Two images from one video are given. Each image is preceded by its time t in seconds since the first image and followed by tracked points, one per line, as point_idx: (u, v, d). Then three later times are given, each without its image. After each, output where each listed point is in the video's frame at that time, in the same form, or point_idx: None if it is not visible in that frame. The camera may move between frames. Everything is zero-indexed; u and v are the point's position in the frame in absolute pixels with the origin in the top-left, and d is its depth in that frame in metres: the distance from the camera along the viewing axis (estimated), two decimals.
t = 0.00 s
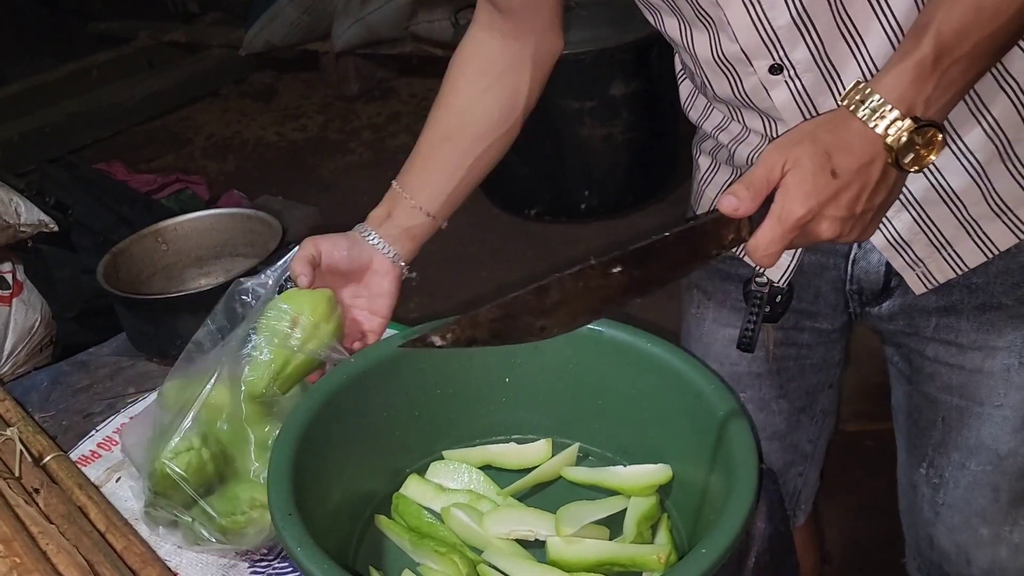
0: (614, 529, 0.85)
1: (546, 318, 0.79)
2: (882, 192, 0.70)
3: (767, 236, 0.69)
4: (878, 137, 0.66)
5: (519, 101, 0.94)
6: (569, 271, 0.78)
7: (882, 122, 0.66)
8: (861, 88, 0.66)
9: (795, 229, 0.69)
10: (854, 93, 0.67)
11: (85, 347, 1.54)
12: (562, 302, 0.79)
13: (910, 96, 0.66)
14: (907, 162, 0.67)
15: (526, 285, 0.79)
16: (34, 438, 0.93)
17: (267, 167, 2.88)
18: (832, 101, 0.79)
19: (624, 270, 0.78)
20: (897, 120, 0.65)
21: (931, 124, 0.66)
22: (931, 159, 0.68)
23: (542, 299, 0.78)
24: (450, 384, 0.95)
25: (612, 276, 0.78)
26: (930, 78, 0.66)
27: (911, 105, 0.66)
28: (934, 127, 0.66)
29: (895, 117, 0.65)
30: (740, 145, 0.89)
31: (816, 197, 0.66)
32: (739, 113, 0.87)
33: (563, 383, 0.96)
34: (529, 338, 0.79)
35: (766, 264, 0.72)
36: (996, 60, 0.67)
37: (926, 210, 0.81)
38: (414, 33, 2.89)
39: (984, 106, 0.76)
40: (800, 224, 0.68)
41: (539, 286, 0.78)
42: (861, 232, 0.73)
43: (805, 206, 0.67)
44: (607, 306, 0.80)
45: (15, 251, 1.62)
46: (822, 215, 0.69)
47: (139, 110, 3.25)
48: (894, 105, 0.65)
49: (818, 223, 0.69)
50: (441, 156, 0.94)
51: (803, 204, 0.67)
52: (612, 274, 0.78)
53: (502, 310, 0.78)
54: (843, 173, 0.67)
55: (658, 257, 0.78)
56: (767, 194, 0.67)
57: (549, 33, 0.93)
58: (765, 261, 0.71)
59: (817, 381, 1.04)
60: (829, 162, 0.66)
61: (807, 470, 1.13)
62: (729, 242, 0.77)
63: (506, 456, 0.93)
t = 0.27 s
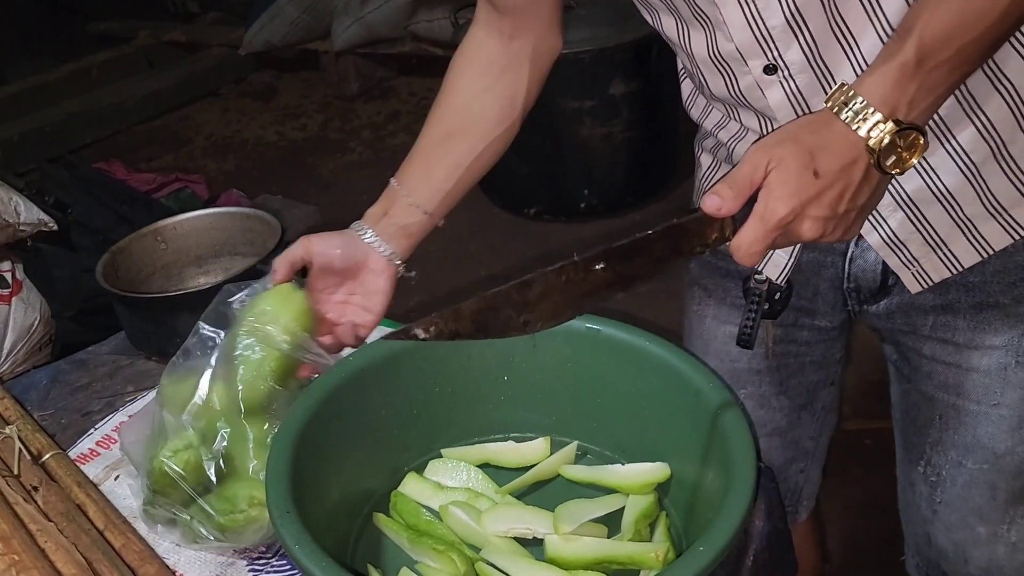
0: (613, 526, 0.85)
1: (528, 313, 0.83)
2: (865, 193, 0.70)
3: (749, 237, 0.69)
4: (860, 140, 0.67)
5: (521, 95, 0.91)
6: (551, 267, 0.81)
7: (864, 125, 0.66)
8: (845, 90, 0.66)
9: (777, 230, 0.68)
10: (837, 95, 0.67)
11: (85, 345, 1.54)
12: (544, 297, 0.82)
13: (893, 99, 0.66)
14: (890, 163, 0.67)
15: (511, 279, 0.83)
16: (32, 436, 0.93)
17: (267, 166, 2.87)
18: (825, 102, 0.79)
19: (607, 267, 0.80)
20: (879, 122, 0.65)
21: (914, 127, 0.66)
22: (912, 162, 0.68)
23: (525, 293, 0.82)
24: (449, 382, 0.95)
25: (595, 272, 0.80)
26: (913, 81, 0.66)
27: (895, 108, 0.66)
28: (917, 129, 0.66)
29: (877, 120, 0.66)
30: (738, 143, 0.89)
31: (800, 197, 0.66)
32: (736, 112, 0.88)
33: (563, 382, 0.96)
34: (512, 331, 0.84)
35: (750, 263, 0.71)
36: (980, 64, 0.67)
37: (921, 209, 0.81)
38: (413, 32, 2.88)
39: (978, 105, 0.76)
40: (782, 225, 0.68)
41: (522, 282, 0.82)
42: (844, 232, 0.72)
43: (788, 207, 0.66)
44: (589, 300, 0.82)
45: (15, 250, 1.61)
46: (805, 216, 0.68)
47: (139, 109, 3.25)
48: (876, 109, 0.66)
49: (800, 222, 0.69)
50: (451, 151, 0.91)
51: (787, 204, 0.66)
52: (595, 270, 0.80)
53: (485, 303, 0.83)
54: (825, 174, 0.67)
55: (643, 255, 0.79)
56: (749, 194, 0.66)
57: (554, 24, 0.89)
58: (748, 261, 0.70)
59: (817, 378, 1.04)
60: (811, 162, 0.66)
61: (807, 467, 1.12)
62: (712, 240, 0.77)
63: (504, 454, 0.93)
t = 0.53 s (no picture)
0: (613, 522, 0.86)
1: (536, 317, 0.78)
2: (868, 190, 0.70)
3: (753, 236, 0.69)
4: (862, 136, 0.66)
5: (474, 119, 0.88)
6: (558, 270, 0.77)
7: (865, 122, 0.66)
8: (845, 88, 0.66)
9: (780, 229, 0.69)
10: (839, 94, 0.66)
11: (87, 342, 1.55)
12: (550, 302, 0.78)
13: (894, 95, 0.66)
14: (892, 159, 0.67)
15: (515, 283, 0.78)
16: (35, 432, 0.94)
17: (269, 163, 2.88)
18: (825, 97, 0.79)
19: (613, 270, 0.78)
20: (879, 118, 0.65)
21: (914, 122, 0.66)
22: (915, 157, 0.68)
23: (532, 297, 0.78)
24: (450, 377, 0.95)
25: (600, 276, 0.77)
26: (913, 78, 0.66)
27: (895, 104, 0.66)
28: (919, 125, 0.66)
29: (878, 116, 0.65)
30: (739, 142, 0.89)
31: (801, 196, 0.67)
32: (736, 110, 0.88)
33: (564, 378, 0.96)
34: (520, 337, 0.78)
35: (757, 263, 0.72)
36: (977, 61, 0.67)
37: (924, 203, 0.81)
38: (415, 29, 2.88)
39: (978, 99, 0.76)
40: (785, 223, 0.69)
41: (528, 284, 0.77)
42: (847, 229, 0.73)
43: (789, 206, 0.67)
44: (599, 303, 0.79)
45: (17, 246, 1.62)
46: (807, 214, 0.69)
47: (140, 107, 3.25)
48: (877, 106, 0.66)
49: (803, 220, 0.69)
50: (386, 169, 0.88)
51: (788, 203, 0.67)
52: (600, 274, 0.78)
53: (492, 309, 0.78)
54: (827, 172, 0.67)
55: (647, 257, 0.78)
56: (752, 195, 0.68)
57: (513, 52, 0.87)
58: (754, 261, 0.71)
59: (818, 374, 1.04)
60: (811, 160, 0.67)
61: (807, 463, 1.13)
62: (718, 242, 0.77)
63: (505, 450, 0.94)
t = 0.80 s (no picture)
0: (616, 519, 0.86)
1: (542, 322, 0.77)
2: (871, 187, 0.70)
3: (756, 238, 0.70)
4: (863, 134, 0.67)
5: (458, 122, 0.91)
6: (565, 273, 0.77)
7: (866, 121, 0.66)
8: (845, 88, 0.67)
9: (784, 228, 0.70)
10: (839, 93, 0.67)
11: (90, 337, 1.56)
12: (557, 305, 0.77)
13: (894, 95, 0.66)
14: (894, 158, 0.67)
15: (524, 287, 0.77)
16: (41, 427, 0.94)
17: (270, 161, 2.88)
18: (823, 97, 0.79)
19: (617, 273, 0.78)
20: (879, 117, 0.66)
21: (915, 121, 0.66)
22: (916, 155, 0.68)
23: (539, 301, 0.76)
24: (450, 375, 0.96)
25: (606, 279, 0.78)
26: (914, 77, 0.66)
27: (896, 104, 0.66)
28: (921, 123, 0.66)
29: (879, 115, 0.66)
30: (738, 143, 0.90)
31: (804, 194, 0.67)
32: (735, 110, 0.88)
33: (562, 376, 0.97)
34: (528, 341, 0.76)
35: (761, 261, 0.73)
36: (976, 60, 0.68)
37: (921, 202, 0.82)
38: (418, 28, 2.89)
39: (974, 98, 0.77)
40: (789, 222, 0.69)
41: (536, 289, 0.76)
42: (851, 229, 0.73)
43: (792, 205, 0.68)
44: (604, 308, 0.79)
45: (21, 242, 1.63)
46: (811, 213, 0.69)
47: (143, 104, 3.26)
48: (878, 105, 0.66)
49: (807, 220, 0.70)
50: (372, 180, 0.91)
51: (792, 203, 0.68)
52: (605, 278, 0.78)
53: (499, 313, 0.75)
54: (829, 170, 0.67)
55: (651, 258, 0.79)
56: (756, 195, 0.69)
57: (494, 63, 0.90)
58: (757, 260, 0.72)
59: (814, 374, 1.05)
60: (813, 159, 0.67)
61: (803, 462, 1.14)
62: (722, 243, 0.78)
63: (507, 447, 0.94)
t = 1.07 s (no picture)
0: (619, 514, 0.86)
1: (555, 311, 0.77)
2: (889, 176, 0.70)
3: (773, 228, 0.70)
4: (881, 122, 0.67)
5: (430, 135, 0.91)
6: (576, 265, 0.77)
7: (884, 109, 0.66)
8: (862, 76, 0.67)
9: (802, 217, 0.69)
10: (855, 81, 0.67)
11: (95, 333, 1.56)
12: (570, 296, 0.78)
13: (910, 82, 0.66)
14: (912, 145, 0.68)
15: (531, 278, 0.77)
16: (46, 422, 0.94)
17: (275, 156, 2.88)
18: (837, 89, 0.79)
19: (631, 262, 0.78)
20: (896, 104, 0.66)
21: (932, 107, 0.66)
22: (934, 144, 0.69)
23: (550, 292, 0.77)
24: (456, 371, 0.95)
25: (619, 267, 0.78)
26: (930, 63, 0.66)
27: (912, 91, 0.66)
28: (939, 108, 0.67)
29: (897, 102, 0.66)
30: (748, 139, 0.89)
31: (821, 182, 0.67)
32: (744, 104, 0.87)
33: (568, 372, 0.97)
34: (541, 330, 0.77)
35: (777, 252, 0.72)
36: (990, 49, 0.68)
37: (933, 191, 0.81)
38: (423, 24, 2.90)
39: (988, 88, 0.77)
40: (806, 211, 0.69)
41: (546, 279, 0.76)
42: (868, 218, 0.73)
43: (810, 193, 0.67)
44: (616, 300, 0.80)
45: (26, 238, 1.63)
46: (828, 202, 0.69)
47: (148, 99, 3.26)
48: (895, 92, 0.66)
49: (825, 208, 0.70)
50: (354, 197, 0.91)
51: (809, 191, 0.67)
52: (619, 266, 0.78)
53: (512, 303, 0.75)
54: (847, 158, 0.67)
55: (665, 249, 0.78)
56: (773, 183, 0.69)
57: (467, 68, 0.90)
58: (774, 250, 0.72)
59: (819, 370, 1.05)
60: (830, 148, 0.67)
61: (807, 459, 1.13)
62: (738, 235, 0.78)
63: (512, 443, 0.94)
